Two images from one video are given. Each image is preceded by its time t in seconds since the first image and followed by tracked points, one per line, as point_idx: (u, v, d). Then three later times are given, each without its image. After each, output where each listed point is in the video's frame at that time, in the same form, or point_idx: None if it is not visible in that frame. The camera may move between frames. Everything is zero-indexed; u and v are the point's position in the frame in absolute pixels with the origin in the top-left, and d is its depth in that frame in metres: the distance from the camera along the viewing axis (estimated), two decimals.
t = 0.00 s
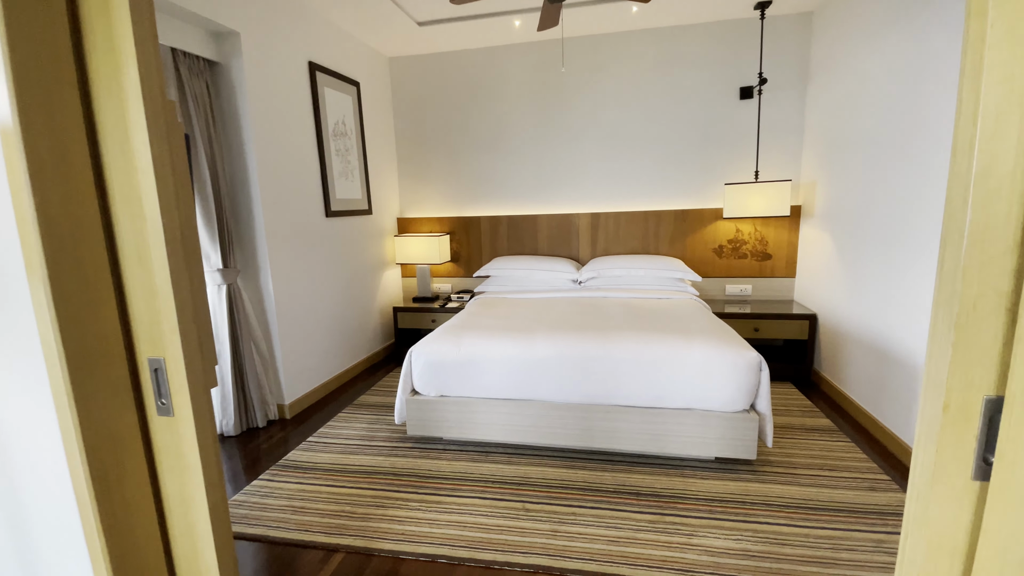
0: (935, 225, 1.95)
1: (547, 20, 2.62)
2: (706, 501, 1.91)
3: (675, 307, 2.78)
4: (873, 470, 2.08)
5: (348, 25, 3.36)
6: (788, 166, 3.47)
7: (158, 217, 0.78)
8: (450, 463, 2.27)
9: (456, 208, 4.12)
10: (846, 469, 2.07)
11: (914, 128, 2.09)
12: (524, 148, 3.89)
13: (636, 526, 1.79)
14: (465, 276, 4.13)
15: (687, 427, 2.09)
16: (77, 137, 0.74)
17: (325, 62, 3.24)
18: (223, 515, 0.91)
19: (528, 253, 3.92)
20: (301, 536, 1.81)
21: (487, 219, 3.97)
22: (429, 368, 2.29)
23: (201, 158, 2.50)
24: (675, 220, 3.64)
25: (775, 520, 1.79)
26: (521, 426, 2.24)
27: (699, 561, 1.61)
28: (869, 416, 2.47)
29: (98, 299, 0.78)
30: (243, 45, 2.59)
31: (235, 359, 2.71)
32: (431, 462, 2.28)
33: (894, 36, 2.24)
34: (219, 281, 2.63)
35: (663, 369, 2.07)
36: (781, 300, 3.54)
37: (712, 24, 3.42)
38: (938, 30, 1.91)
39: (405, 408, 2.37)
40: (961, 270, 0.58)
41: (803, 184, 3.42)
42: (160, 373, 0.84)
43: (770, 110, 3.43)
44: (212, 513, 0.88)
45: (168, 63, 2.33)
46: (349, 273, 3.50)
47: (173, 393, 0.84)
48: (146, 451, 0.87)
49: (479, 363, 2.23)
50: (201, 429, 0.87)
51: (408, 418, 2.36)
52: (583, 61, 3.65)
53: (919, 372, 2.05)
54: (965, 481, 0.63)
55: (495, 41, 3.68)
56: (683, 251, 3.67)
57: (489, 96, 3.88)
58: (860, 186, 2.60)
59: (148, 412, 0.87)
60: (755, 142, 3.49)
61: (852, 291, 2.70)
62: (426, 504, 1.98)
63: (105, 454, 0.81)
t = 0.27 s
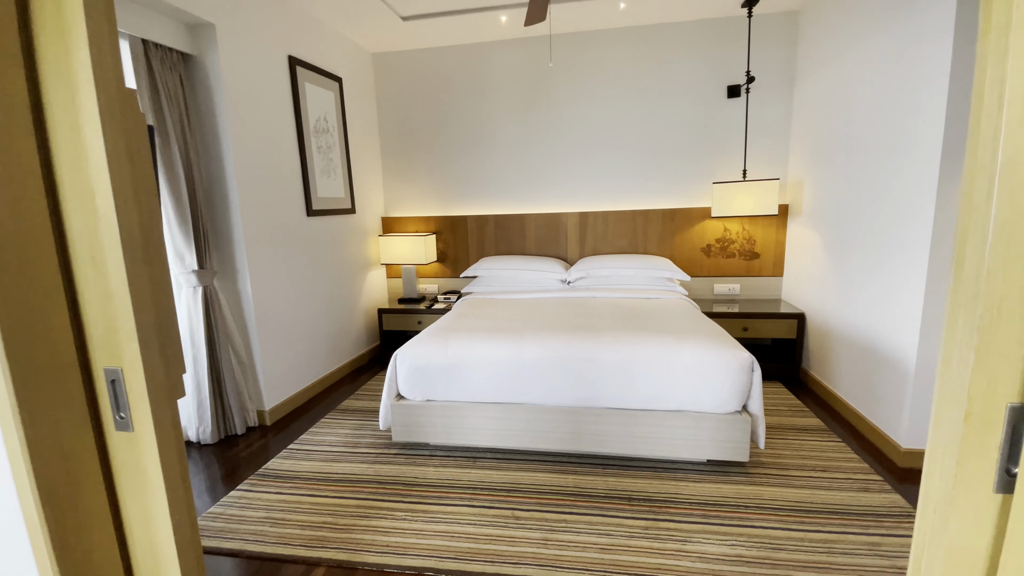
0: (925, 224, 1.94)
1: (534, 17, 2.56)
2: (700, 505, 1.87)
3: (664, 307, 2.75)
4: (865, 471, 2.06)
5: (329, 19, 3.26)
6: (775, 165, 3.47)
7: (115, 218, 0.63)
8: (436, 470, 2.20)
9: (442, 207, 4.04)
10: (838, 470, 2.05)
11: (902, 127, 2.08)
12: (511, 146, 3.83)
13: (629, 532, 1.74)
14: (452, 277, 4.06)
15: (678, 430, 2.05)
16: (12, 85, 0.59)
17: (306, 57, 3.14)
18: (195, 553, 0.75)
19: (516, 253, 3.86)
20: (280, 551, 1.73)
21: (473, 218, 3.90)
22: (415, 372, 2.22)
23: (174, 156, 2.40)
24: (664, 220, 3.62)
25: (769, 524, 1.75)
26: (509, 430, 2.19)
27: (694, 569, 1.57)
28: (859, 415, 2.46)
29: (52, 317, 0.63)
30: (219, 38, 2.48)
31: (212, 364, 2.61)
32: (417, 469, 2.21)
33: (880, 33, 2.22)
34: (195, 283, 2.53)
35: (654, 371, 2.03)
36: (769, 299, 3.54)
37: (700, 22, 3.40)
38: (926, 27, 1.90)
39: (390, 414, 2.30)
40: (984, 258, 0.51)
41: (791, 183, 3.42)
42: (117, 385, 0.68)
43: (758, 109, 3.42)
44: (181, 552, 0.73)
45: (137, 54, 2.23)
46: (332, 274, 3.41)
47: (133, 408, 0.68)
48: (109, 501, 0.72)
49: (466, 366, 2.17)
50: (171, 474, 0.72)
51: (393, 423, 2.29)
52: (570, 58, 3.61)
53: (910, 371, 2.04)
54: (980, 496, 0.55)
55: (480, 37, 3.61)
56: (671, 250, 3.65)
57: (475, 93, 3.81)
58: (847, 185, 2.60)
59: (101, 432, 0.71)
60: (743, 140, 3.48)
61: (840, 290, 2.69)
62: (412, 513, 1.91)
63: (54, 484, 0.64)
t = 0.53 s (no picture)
0: (915, 224, 1.92)
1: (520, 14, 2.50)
2: (691, 514, 1.82)
3: (652, 309, 2.71)
4: (857, 475, 2.03)
5: (309, 14, 3.17)
6: (762, 166, 3.45)
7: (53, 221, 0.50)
8: (420, 480, 2.12)
9: (427, 208, 3.95)
10: (830, 475, 2.02)
11: (892, 127, 2.06)
12: (497, 146, 3.76)
13: (619, 544, 1.68)
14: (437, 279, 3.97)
15: (668, 437, 2.00)
16: None
17: (284, 53, 3.04)
18: None
19: (502, 255, 3.80)
20: (252, 571, 1.63)
21: (458, 220, 3.83)
22: (397, 379, 2.14)
23: (143, 154, 2.29)
24: (651, 221, 3.58)
25: (762, 533, 1.71)
26: (495, 438, 2.12)
27: None
28: (848, 418, 2.44)
29: None
30: (191, 32, 2.38)
31: (184, 372, 2.50)
32: (399, 480, 2.13)
33: (868, 33, 2.21)
34: (165, 288, 2.42)
35: (643, 376, 1.97)
36: (756, 300, 3.53)
37: (687, 22, 3.37)
38: (916, 27, 1.88)
39: (371, 422, 2.21)
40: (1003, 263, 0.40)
41: (778, 184, 3.41)
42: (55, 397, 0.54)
43: (745, 110, 3.41)
44: None
45: (101, 48, 2.11)
46: (312, 278, 3.30)
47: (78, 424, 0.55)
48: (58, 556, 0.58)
49: (450, 373, 2.09)
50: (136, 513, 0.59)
51: (374, 432, 2.20)
52: (557, 57, 3.56)
53: (900, 374, 2.01)
54: (1005, 568, 0.43)
55: (466, 35, 3.54)
56: (659, 252, 3.62)
57: (460, 92, 3.74)
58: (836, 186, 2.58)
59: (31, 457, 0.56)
60: (730, 141, 3.46)
61: (828, 291, 2.67)
62: (393, 527, 1.82)
63: None
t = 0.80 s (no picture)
0: (906, 230, 1.89)
1: (504, 15, 2.44)
2: (683, 531, 1.75)
3: (641, 316, 2.66)
4: (849, 486, 1.99)
5: (286, 12, 3.07)
6: (749, 171, 3.43)
7: None
8: (400, 499, 2.02)
9: (411, 213, 3.86)
10: (823, 487, 1.98)
11: (880, 133, 2.04)
12: (482, 150, 3.69)
13: (609, 565, 1.61)
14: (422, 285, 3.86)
15: (658, 450, 1.93)
16: None
17: (260, 53, 2.93)
18: None
19: (488, 261, 3.72)
20: None
21: (442, 225, 3.74)
22: (376, 392, 2.04)
23: (107, 156, 2.16)
24: (638, 227, 3.54)
25: (756, 551, 1.65)
26: (479, 453, 2.03)
27: None
28: (838, 427, 2.40)
29: None
30: (159, 28, 2.26)
31: (151, 385, 2.37)
32: (379, 498, 2.03)
33: (855, 38, 2.19)
34: (130, 297, 2.29)
35: (631, 388, 1.90)
36: (744, 306, 3.50)
37: (673, 26, 3.35)
38: (904, 31, 1.86)
39: (350, 438, 2.11)
40: None
41: (765, 189, 3.39)
42: None
43: (731, 115, 3.39)
44: None
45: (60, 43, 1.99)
46: (290, 285, 3.19)
47: None
48: None
49: (431, 386, 2.00)
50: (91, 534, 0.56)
51: (352, 448, 2.10)
52: (542, 60, 3.50)
53: (892, 382, 1.98)
54: None
55: (449, 37, 3.47)
56: (646, 258, 3.57)
57: (443, 95, 3.66)
58: (824, 192, 2.56)
59: None
60: (716, 146, 3.44)
61: (817, 298, 2.64)
62: (371, 551, 1.72)
63: None
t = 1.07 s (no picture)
0: (893, 239, 1.88)
1: (487, 20, 2.39)
2: (673, 550, 1.70)
3: (627, 326, 2.61)
4: (839, 499, 1.96)
5: (263, 13, 2.98)
6: (734, 179, 3.43)
7: None
8: (379, 520, 1.93)
9: (393, 219, 3.77)
10: (813, 500, 1.94)
11: (865, 141, 2.03)
12: (466, 156, 3.63)
13: None
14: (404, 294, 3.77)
15: (647, 465, 1.88)
16: None
17: (235, 54, 2.84)
18: None
19: (472, 269, 3.65)
20: None
21: (426, 232, 3.66)
22: (354, 408, 1.95)
23: (66, 160, 2.05)
24: (624, 234, 3.51)
25: (749, 570, 1.59)
26: (462, 470, 1.95)
27: None
28: (826, 436, 2.38)
29: None
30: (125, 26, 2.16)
31: (115, 402, 2.24)
32: (357, 520, 1.93)
33: (839, 47, 2.19)
34: (92, 309, 2.17)
35: (618, 401, 1.85)
36: (730, 314, 3.48)
37: (657, 34, 3.34)
38: (888, 40, 1.86)
39: (326, 456, 2.02)
40: None
41: (749, 197, 3.39)
42: None
43: (715, 123, 3.38)
44: None
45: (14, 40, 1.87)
46: (266, 294, 3.07)
47: None
48: None
49: (411, 401, 1.91)
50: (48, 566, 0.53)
51: (329, 467, 2.01)
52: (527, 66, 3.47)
53: (880, 392, 1.96)
54: None
55: (432, 41, 3.41)
56: (632, 265, 3.54)
57: (426, 100, 3.59)
58: (809, 200, 2.55)
59: None
60: (701, 154, 3.43)
61: (803, 306, 2.63)
62: None
63: None
